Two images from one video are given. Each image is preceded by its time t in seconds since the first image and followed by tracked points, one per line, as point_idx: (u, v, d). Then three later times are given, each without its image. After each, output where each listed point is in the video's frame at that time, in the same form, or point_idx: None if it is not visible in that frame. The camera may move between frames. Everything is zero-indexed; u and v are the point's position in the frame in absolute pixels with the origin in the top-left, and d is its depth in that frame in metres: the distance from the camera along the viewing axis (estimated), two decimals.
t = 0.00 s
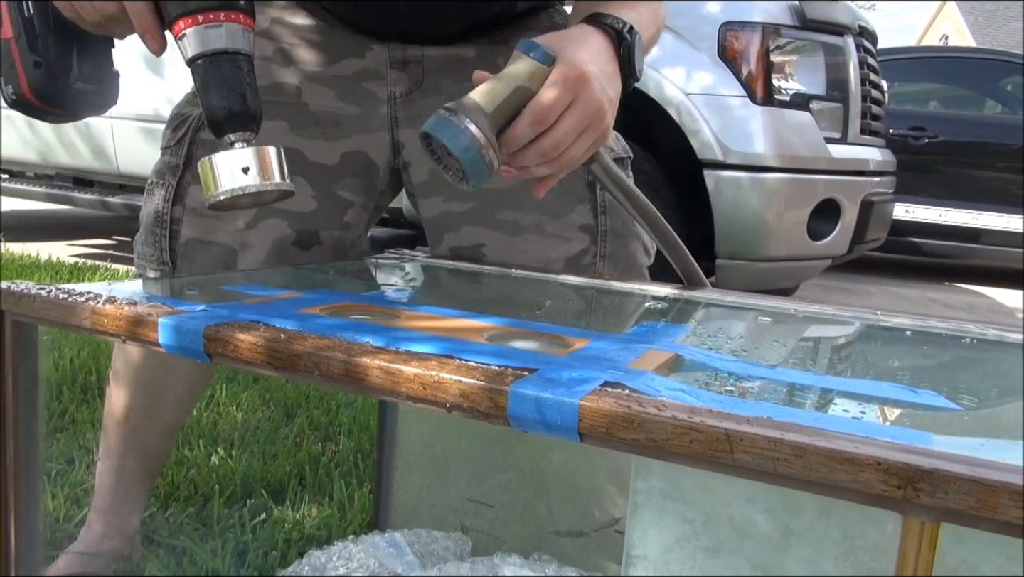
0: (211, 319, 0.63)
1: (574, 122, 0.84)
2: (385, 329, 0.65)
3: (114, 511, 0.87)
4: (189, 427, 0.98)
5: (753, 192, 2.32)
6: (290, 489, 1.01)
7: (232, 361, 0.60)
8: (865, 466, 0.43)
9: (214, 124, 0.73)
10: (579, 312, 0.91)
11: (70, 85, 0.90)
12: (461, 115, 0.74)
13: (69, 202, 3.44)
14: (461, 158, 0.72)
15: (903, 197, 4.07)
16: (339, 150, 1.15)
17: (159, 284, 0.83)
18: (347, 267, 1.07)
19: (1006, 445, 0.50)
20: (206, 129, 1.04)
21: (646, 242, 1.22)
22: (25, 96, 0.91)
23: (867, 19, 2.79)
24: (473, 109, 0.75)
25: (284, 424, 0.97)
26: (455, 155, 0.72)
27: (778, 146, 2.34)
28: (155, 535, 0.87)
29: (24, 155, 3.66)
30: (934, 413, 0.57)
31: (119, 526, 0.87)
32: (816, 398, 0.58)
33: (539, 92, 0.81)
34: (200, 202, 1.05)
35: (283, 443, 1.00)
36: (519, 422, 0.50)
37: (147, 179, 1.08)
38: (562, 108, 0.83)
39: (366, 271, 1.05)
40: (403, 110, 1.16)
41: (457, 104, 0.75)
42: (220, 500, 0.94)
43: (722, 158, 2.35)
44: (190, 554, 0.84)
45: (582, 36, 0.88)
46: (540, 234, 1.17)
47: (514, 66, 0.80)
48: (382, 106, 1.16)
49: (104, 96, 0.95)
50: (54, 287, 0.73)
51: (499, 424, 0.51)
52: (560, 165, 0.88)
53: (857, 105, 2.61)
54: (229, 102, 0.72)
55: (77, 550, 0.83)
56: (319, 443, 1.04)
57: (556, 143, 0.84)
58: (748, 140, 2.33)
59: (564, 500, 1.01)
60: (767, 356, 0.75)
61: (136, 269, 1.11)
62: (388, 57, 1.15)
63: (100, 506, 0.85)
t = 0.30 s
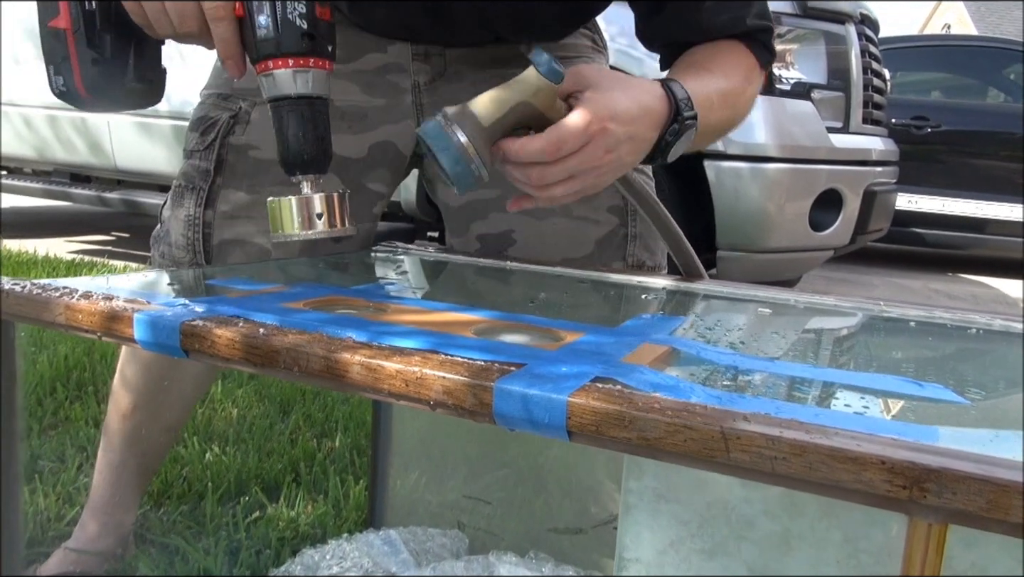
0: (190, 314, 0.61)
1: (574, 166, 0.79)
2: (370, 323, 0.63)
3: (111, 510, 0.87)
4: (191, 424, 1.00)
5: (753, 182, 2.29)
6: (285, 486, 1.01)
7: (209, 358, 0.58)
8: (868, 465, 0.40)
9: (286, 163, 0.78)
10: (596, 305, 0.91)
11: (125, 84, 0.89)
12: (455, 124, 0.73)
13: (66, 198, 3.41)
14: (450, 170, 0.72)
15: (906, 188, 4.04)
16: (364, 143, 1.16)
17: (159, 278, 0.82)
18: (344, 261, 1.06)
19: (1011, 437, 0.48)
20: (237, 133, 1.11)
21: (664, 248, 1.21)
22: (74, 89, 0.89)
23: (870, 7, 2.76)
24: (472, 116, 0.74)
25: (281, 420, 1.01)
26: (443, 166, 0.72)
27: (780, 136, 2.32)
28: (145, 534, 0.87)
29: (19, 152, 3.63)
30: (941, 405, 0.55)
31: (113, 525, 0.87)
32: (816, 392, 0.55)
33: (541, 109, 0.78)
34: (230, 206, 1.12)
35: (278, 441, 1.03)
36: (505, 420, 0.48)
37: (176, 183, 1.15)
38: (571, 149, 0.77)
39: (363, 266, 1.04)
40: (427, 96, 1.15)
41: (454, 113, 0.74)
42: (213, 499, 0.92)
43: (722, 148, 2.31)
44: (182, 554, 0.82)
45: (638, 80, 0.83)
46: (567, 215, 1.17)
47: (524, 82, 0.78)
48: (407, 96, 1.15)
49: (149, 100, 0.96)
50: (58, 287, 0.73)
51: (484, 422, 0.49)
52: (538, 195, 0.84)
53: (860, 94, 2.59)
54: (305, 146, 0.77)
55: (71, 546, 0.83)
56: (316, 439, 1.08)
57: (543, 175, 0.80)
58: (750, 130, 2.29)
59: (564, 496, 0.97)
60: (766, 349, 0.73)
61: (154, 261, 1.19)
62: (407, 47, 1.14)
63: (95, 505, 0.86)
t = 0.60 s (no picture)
0: (193, 315, 0.60)
1: (575, 170, 0.80)
2: (373, 323, 0.63)
3: (118, 510, 0.89)
4: (199, 423, 0.98)
5: (759, 173, 2.29)
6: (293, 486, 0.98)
7: (213, 360, 0.58)
8: (878, 462, 0.40)
9: (306, 167, 0.75)
10: (602, 300, 0.91)
11: (132, 86, 0.88)
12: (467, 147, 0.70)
13: (72, 199, 3.42)
14: (471, 189, 0.68)
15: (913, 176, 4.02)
16: (367, 146, 1.15)
17: (164, 279, 0.82)
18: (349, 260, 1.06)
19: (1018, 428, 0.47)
20: (240, 139, 1.12)
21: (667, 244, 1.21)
22: (78, 86, 0.88)
23: None
24: (485, 142, 0.71)
25: (289, 419, 0.94)
26: (463, 186, 0.68)
27: (783, 127, 2.29)
28: (155, 534, 0.88)
29: (23, 153, 3.63)
30: (952, 398, 0.54)
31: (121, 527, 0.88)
32: (823, 386, 0.55)
33: (549, 122, 0.75)
34: (232, 214, 1.13)
35: (285, 441, 0.98)
36: (510, 419, 0.48)
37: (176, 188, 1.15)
38: (562, 159, 0.78)
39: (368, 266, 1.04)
40: (431, 97, 1.15)
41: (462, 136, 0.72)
42: (222, 498, 0.92)
43: (726, 141, 2.29)
44: (191, 554, 0.83)
45: (624, 64, 0.82)
46: (572, 212, 1.17)
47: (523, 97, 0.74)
48: (410, 96, 1.15)
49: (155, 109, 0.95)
50: (34, 286, 0.71)
51: (489, 421, 0.49)
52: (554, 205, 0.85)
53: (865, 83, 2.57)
54: (326, 152, 0.74)
55: (79, 548, 0.84)
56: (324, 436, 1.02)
57: (548, 191, 0.80)
58: (754, 121, 2.27)
59: (572, 491, 0.98)
60: (773, 342, 0.72)
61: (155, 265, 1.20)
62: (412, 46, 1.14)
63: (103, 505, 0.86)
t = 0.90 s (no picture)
0: (217, 315, 0.61)
1: (591, 180, 0.80)
2: (394, 321, 0.64)
3: (136, 508, 0.90)
4: (214, 420, 0.95)
5: (768, 167, 2.29)
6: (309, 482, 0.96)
7: (238, 359, 0.58)
8: (904, 456, 0.40)
9: (347, 192, 0.73)
10: (615, 296, 0.91)
11: (163, 96, 0.82)
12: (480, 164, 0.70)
13: (83, 198, 3.44)
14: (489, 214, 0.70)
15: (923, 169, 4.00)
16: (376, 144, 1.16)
17: (173, 279, 0.82)
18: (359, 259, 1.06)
19: None
20: (247, 138, 1.13)
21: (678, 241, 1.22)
22: (109, 97, 0.81)
23: None
24: (499, 160, 0.72)
25: (303, 416, 0.93)
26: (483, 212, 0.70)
27: (793, 121, 2.29)
28: (173, 532, 0.91)
29: (34, 154, 3.65)
30: (969, 391, 0.55)
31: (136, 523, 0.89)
32: (842, 380, 0.55)
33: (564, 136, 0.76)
34: (240, 212, 1.14)
35: (300, 436, 0.94)
36: (535, 415, 0.48)
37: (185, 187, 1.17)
38: (577, 170, 0.78)
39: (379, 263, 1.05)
40: (439, 95, 1.16)
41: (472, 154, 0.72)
42: (239, 495, 0.93)
43: (736, 135, 2.30)
44: (210, 550, 0.89)
45: (627, 78, 0.84)
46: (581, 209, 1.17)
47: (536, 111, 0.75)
48: (418, 95, 1.16)
49: (160, 114, 0.84)
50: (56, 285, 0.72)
51: (513, 417, 0.50)
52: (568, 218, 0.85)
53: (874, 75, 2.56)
54: (364, 178, 0.72)
55: (99, 545, 0.87)
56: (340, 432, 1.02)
57: (564, 203, 0.80)
58: (762, 114, 2.27)
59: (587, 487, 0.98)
60: (789, 337, 0.72)
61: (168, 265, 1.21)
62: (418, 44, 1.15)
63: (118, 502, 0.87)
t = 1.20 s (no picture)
0: (231, 312, 0.62)
1: (615, 193, 0.83)
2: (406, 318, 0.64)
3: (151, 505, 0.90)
4: (224, 419, 0.95)
5: (776, 164, 2.29)
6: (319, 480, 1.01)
7: (252, 355, 0.59)
8: (912, 448, 0.41)
9: (370, 226, 0.73)
10: (623, 293, 0.92)
11: (184, 109, 0.82)
12: (504, 172, 0.74)
13: (93, 199, 3.46)
14: (512, 222, 0.73)
15: (931, 165, 3.99)
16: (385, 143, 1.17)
17: (183, 278, 0.83)
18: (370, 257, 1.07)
19: None
20: (257, 138, 1.14)
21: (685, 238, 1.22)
22: (131, 107, 0.81)
23: None
24: (523, 169, 0.75)
25: (312, 416, 0.96)
26: (504, 220, 0.73)
27: (801, 117, 2.29)
28: (186, 527, 0.91)
29: (44, 154, 3.67)
30: (979, 386, 0.55)
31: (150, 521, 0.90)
32: (852, 375, 0.56)
33: (591, 149, 0.79)
34: (251, 212, 1.15)
35: (310, 433, 0.99)
36: (546, 409, 0.49)
37: (195, 187, 1.18)
38: (603, 183, 0.81)
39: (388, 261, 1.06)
40: (448, 95, 1.17)
41: (499, 163, 0.76)
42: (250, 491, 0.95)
43: (743, 132, 2.29)
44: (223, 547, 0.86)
45: (658, 94, 0.86)
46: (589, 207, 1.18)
47: (565, 122, 0.77)
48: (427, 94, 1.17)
49: (178, 125, 0.85)
50: (68, 284, 0.72)
51: (525, 411, 0.50)
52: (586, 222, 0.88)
53: (883, 71, 2.55)
54: (390, 213, 0.72)
55: (113, 542, 0.85)
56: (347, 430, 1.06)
57: (584, 212, 0.83)
58: (769, 112, 2.28)
59: (595, 484, 1.00)
60: (798, 332, 0.73)
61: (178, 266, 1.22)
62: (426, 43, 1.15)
63: (132, 500, 0.87)
